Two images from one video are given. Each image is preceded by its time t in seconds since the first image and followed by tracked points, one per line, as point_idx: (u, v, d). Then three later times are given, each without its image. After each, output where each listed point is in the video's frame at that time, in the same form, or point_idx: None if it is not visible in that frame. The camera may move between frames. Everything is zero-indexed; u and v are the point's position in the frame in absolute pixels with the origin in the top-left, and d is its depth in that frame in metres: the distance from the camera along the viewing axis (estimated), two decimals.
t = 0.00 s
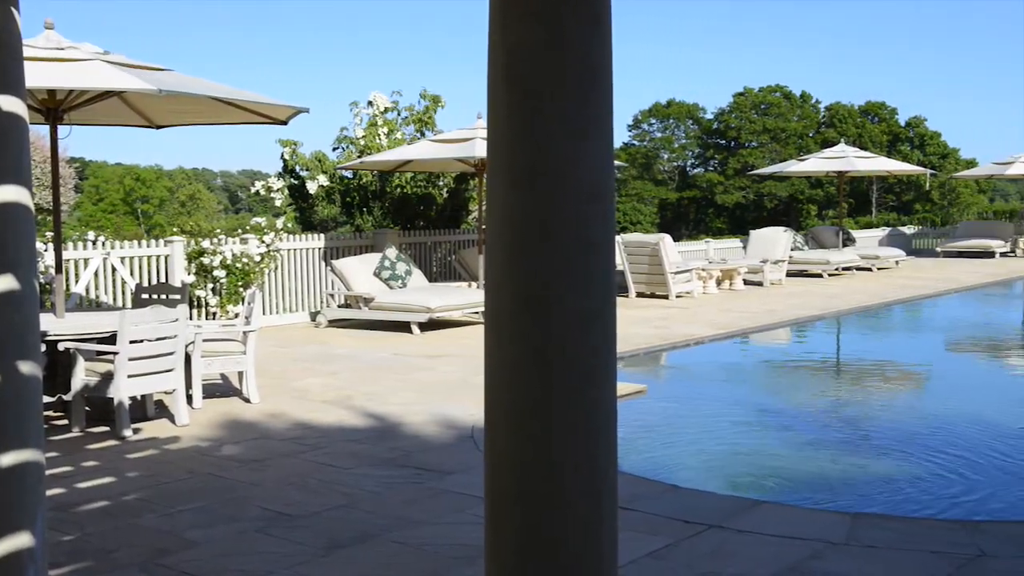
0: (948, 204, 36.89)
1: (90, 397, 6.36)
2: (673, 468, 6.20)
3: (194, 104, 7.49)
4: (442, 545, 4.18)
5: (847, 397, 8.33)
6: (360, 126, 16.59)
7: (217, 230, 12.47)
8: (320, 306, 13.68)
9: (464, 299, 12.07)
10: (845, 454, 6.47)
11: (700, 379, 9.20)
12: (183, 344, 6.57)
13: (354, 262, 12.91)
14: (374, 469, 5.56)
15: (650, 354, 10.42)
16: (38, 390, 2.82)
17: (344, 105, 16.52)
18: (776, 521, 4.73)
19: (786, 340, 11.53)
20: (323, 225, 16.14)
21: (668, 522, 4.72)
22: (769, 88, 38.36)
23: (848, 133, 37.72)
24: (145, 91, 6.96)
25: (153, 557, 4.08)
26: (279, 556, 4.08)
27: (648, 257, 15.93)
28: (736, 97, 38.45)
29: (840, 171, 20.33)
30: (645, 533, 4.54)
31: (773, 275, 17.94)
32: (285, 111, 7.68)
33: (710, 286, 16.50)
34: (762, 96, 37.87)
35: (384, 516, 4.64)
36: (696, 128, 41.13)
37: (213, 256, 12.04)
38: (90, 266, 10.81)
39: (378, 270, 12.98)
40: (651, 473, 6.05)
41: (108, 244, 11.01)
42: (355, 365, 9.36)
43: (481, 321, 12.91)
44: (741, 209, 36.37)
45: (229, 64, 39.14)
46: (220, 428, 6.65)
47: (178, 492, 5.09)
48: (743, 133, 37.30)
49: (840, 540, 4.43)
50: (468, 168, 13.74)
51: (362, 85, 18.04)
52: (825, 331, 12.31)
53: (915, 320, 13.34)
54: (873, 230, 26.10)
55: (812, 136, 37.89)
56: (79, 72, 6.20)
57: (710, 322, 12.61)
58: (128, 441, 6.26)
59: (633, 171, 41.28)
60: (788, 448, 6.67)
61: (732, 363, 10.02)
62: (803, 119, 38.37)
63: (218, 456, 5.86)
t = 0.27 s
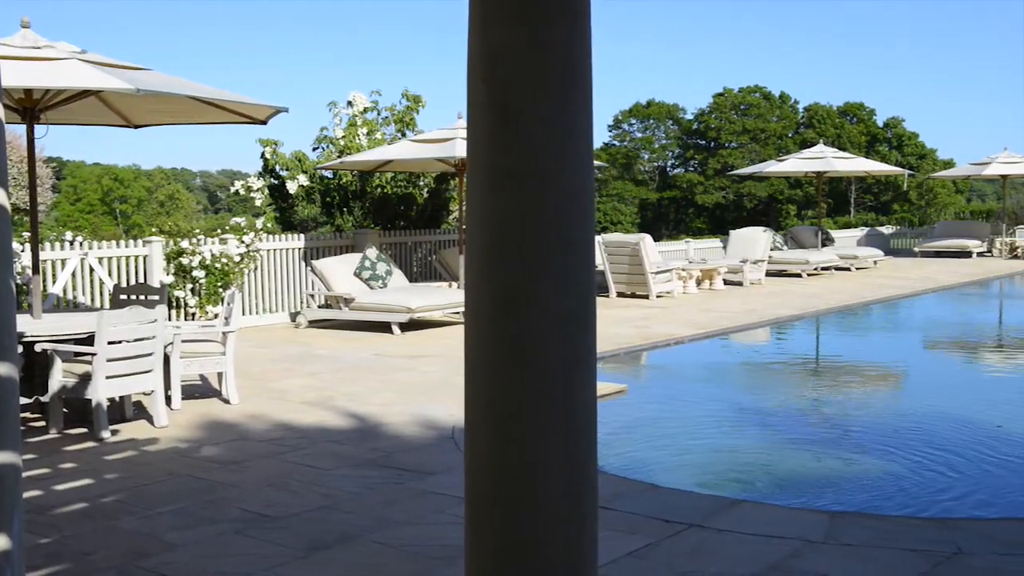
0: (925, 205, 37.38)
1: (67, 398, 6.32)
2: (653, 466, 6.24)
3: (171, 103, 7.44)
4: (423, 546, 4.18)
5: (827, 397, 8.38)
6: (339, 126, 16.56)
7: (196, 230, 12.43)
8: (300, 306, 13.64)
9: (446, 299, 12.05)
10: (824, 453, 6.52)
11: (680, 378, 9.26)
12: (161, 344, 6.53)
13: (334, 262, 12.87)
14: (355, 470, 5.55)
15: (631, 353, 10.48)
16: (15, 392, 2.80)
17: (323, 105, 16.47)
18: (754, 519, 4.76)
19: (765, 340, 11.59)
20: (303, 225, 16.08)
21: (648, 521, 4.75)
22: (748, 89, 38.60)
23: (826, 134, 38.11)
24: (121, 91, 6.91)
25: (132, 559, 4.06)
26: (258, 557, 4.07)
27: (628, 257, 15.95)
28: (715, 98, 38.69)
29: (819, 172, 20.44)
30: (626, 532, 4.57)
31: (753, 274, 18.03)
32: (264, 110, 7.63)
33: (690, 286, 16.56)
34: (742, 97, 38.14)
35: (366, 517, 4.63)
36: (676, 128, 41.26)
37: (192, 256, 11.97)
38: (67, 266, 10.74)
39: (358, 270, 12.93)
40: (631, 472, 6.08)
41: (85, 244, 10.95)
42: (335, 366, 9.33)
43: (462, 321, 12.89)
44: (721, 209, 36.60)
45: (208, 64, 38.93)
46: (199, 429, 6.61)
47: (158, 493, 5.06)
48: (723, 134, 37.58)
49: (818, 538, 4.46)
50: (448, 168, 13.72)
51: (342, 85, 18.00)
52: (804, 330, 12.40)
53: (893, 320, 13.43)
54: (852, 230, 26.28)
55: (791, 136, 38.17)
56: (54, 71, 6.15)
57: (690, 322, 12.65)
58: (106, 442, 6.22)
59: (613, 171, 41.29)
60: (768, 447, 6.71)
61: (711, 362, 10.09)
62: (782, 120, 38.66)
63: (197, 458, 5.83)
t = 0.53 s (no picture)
0: (903, 206, 37.83)
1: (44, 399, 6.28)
2: (634, 466, 6.27)
3: (148, 102, 7.39)
4: (405, 547, 4.18)
5: (806, 396, 8.44)
6: (319, 126, 16.52)
7: (175, 230, 12.37)
8: (280, 307, 13.57)
9: (426, 300, 12.04)
10: (804, 452, 6.55)
11: (660, 377, 9.30)
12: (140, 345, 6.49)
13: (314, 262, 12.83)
14: (335, 470, 5.54)
15: (611, 353, 10.52)
16: None
17: (303, 105, 16.43)
18: (734, 518, 4.79)
19: (745, 340, 11.64)
20: (282, 225, 16.03)
21: (629, 521, 4.76)
22: (728, 89, 38.90)
23: (806, 134, 38.52)
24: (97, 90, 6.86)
25: (111, 561, 4.04)
26: (237, 558, 4.06)
27: (608, 257, 15.98)
28: (695, 98, 38.97)
29: (798, 172, 20.57)
30: (607, 532, 4.59)
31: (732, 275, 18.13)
32: (242, 109, 7.58)
33: (670, 286, 16.62)
34: (722, 97, 38.45)
35: (347, 518, 4.62)
36: (656, 128, 41.41)
37: (170, 256, 11.90)
38: (44, 266, 10.68)
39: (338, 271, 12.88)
40: (611, 472, 6.11)
41: (62, 244, 10.89)
42: (315, 366, 9.31)
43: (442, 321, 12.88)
44: (701, 209, 36.84)
45: (187, 63, 38.70)
46: (177, 430, 6.58)
47: (137, 496, 5.03)
48: (703, 134, 37.84)
49: (798, 537, 4.49)
50: (429, 167, 13.71)
51: (322, 86, 17.97)
52: (784, 329, 12.46)
53: (873, 319, 13.53)
54: (830, 230, 26.46)
55: (770, 136, 38.49)
56: (29, 70, 6.10)
57: (670, 321, 12.69)
58: (83, 444, 6.17)
59: (594, 171, 41.36)
60: (747, 446, 6.75)
61: (691, 362, 10.13)
62: (761, 120, 38.96)
63: (175, 459, 5.80)
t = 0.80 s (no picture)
0: (882, 205, 38.12)
1: (20, 399, 6.22)
2: (614, 466, 6.29)
3: (126, 101, 7.33)
4: (386, 548, 4.19)
5: (786, 395, 8.50)
6: (300, 126, 16.47)
7: (154, 230, 12.31)
8: (260, 307, 13.52)
9: (407, 300, 12.02)
10: (784, 451, 6.59)
11: (642, 377, 9.34)
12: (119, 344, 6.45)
13: (294, 262, 12.77)
14: (316, 471, 5.53)
15: (592, 352, 10.54)
16: None
17: (283, 105, 16.38)
18: (714, 517, 4.81)
19: (725, 340, 11.68)
20: (262, 226, 15.98)
21: (610, 520, 4.78)
22: (708, 90, 39.11)
23: (785, 134, 38.87)
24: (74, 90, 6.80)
25: (90, 563, 4.02)
26: (217, 560, 4.05)
27: (589, 257, 15.99)
28: (675, 98, 39.14)
29: (777, 172, 20.67)
30: (587, 531, 4.60)
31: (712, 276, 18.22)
32: (222, 108, 7.53)
33: (650, 286, 16.68)
34: (701, 97, 38.64)
35: (328, 519, 4.61)
36: (636, 129, 41.51)
37: (149, 257, 11.82)
38: (21, 266, 10.61)
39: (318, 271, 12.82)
40: (593, 472, 6.12)
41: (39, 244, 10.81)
42: (294, 367, 9.27)
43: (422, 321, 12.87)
44: (682, 209, 37.06)
45: (165, 64, 38.51)
46: (157, 432, 6.54)
47: (116, 498, 5.00)
48: (683, 134, 38.06)
49: (777, 535, 4.52)
50: (410, 167, 13.68)
51: (303, 86, 17.93)
52: (764, 329, 12.53)
53: (853, 319, 13.61)
54: (810, 230, 26.61)
55: (749, 137, 38.79)
56: (5, 69, 6.04)
57: (651, 321, 12.72)
58: (62, 446, 6.13)
59: (575, 171, 41.36)
60: (726, 446, 6.78)
61: (671, 362, 10.17)
62: (741, 120, 39.17)
63: (155, 461, 5.76)
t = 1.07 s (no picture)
0: (863, 205, 38.38)
1: None
2: (598, 465, 6.31)
3: (107, 101, 7.29)
4: (370, 548, 4.19)
5: (768, 394, 8.55)
6: (283, 125, 16.42)
7: (135, 230, 12.27)
8: (243, 308, 13.47)
9: (390, 300, 12.01)
10: (766, 451, 6.61)
11: (625, 376, 9.37)
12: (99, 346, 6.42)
13: (277, 263, 12.72)
14: (299, 472, 5.51)
15: (576, 352, 10.57)
16: None
17: (266, 104, 16.32)
18: (696, 517, 4.83)
19: (708, 340, 11.71)
20: (245, 225, 15.93)
21: (593, 520, 4.79)
22: (690, 90, 39.23)
23: (766, 135, 39.20)
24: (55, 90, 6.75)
25: (71, 565, 4.00)
26: (199, 561, 4.04)
27: (572, 257, 16.02)
28: (658, 99, 39.29)
29: (759, 173, 20.76)
30: (571, 531, 4.62)
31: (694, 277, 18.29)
32: (203, 109, 7.50)
33: (633, 285, 16.73)
34: (683, 98, 38.80)
35: (310, 520, 4.61)
36: (619, 129, 41.54)
37: (131, 257, 11.76)
38: None
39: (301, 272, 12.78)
40: (576, 471, 6.14)
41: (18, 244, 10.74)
42: (276, 367, 9.25)
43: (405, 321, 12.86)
44: (664, 209, 37.25)
45: (155, 64, 38.17)
46: (137, 432, 6.51)
47: (97, 500, 4.97)
48: (665, 134, 38.13)
49: (759, 534, 4.55)
50: (393, 167, 13.67)
51: (285, 85, 17.89)
52: (746, 329, 12.57)
53: (835, 318, 13.70)
54: (792, 230, 26.75)
55: (732, 137, 39.04)
56: None
57: (633, 321, 12.75)
58: (42, 447, 6.09)
59: (557, 171, 41.32)
60: (709, 445, 6.81)
61: (655, 361, 10.21)
62: (723, 121, 39.47)
63: (136, 463, 5.73)
